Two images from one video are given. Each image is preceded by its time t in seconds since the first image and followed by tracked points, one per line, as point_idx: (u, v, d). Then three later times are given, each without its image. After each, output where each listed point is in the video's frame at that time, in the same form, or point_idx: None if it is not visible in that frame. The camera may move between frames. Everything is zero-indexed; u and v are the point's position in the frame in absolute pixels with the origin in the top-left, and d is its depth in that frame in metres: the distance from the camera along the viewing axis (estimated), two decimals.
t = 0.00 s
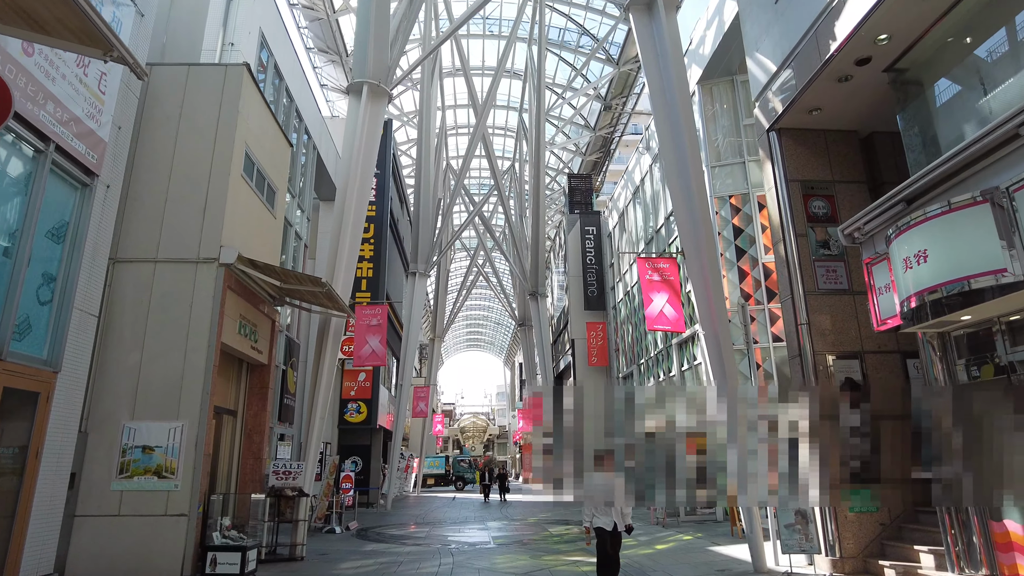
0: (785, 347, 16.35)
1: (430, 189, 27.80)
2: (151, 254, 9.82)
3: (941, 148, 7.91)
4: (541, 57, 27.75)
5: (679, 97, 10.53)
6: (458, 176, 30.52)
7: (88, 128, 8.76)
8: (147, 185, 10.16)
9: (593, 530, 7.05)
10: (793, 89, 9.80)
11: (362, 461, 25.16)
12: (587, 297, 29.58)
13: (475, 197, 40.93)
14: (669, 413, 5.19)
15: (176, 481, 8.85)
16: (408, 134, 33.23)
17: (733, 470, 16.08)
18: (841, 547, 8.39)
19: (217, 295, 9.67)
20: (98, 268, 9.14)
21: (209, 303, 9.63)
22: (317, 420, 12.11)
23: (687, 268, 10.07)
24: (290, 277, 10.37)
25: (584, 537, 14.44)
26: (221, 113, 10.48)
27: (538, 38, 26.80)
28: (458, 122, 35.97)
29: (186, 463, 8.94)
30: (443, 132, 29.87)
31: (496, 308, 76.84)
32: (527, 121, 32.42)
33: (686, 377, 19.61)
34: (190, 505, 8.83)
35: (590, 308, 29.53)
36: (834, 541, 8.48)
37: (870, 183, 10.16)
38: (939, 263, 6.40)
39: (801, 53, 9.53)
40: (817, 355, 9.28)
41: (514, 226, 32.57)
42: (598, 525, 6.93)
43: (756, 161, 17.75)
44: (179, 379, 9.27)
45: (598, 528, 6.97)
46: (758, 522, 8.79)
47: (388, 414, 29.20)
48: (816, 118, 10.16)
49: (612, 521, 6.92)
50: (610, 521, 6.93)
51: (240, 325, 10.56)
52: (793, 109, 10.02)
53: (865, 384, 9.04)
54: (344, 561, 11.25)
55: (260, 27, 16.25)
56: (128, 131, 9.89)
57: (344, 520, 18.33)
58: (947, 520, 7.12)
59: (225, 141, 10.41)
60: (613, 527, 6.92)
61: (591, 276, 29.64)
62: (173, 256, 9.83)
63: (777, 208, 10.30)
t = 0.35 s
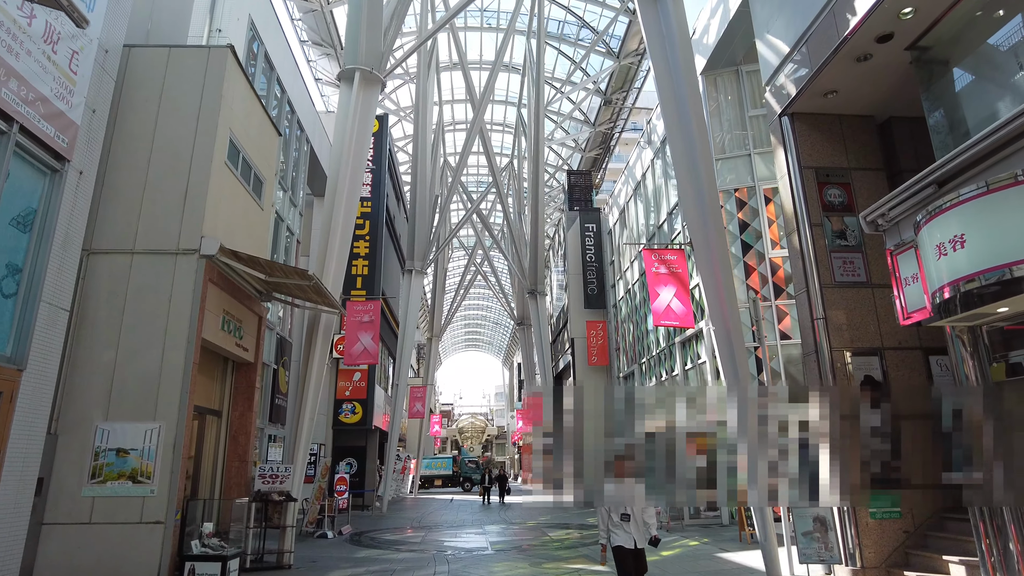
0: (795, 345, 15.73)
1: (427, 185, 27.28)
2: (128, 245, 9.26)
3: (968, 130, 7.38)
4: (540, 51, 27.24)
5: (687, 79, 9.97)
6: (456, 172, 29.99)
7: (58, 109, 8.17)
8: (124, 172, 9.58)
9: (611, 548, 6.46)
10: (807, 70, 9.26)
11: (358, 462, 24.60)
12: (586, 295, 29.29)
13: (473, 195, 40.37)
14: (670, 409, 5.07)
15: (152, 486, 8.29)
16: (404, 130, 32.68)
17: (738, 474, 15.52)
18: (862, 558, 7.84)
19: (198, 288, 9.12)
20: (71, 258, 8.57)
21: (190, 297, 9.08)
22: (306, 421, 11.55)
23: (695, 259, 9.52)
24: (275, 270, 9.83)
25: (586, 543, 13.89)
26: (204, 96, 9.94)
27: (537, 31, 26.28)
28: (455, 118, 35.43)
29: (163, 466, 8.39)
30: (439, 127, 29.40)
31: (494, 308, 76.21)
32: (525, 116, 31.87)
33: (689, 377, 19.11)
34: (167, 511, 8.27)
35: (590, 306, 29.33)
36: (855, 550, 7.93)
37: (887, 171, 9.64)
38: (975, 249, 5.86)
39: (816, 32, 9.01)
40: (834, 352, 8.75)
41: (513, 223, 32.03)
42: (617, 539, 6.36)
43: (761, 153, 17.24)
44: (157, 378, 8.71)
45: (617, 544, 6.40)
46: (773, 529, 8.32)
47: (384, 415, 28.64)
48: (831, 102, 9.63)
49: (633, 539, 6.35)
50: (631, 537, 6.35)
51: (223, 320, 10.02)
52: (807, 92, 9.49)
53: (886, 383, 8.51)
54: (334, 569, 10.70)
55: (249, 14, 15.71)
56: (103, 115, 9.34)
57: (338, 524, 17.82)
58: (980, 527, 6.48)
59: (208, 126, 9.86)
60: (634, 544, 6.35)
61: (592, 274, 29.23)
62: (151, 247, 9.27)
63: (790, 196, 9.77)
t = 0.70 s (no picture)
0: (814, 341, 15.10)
1: (426, 179, 26.76)
2: (107, 229, 8.70)
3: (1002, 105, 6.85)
4: (541, 42, 26.75)
5: (696, 50, 9.05)
6: (455, 166, 29.48)
7: (29, 83, 7.55)
8: (103, 153, 9.03)
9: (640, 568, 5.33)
10: (827, 45, 8.74)
11: (354, 461, 24.09)
12: (588, 291, 29.26)
13: (472, 191, 39.85)
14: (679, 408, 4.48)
15: (129, 485, 7.76)
16: (402, 123, 32.18)
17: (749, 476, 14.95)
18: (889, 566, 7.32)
19: (180, 277, 8.58)
20: (44, 242, 8.02)
21: (171, 285, 8.55)
22: (297, 418, 11.02)
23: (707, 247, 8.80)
24: (263, 258, 9.31)
25: (589, 545, 13.38)
26: (189, 74, 9.41)
27: (538, 22, 25.79)
28: (454, 112, 34.92)
29: (141, 464, 7.85)
30: (439, 121, 28.90)
31: (494, 306, 75.67)
32: (525, 110, 31.37)
33: (695, 374, 18.59)
34: (145, 513, 7.74)
35: (591, 304, 29.21)
36: (882, 557, 7.41)
37: (911, 154, 9.12)
38: None
39: (838, 4, 8.49)
40: (856, 345, 8.21)
41: (513, 218, 31.52)
42: (647, 558, 5.33)
43: (769, 143, 16.73)
44: (136, 370, 8.18)
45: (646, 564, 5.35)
46: (793, 532, 7.74)
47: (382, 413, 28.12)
48: (852, 81, 9.11)
49: (664, 556, 5.34)
50: (662, 556, 5.33)
51: (207, 311, 9.49)
52: (826, 70, 8.96)
53: (912, 378, 7.98)
54: (325, 573, 10.17)
55: None
56: (81, 92, 8.79)
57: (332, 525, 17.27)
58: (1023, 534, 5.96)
59: (193, 105, 9.32)
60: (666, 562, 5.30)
61: (593, 271, 29.19)
62: (131, 231, 8.72)
63: (808, 181, 9.24)
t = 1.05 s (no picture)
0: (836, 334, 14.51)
1: (423, 173, 26.27)
2: (81, 211, 8.17)
3: None
4: (541, 32, 26.23)
5: (705, 20, 8.45)
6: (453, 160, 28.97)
7: None
8: (77, 130, 8.48)
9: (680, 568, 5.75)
10: (845, 16, 8.24)
11: (350, 460, 23.60)
12: (588, 287, 28.79)
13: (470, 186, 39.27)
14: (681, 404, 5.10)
15: (100, 482, 7.24)
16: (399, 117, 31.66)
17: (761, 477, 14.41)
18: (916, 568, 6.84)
19: (159, 260, 8.06)
20: (11, 222, 7.49)
21: (149, 269, 8.03)
22: (285, 412, 10.51)
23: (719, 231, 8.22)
24: (248, 242, 8.81)
25: (591, 546, 12.90)
26: (169, 48, 8.89)
27: (538, 11, 25.27)
28: (453, 105, 34.38)
29: (115, 460, 7.34)
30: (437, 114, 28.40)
31: (492, 304, 75.01)
32: (525, 103, 30.86)
33: (699, 370, 18.13)
34: (119, 512, 7.22)
35: (592, 300, 28.72)
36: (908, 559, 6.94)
37: (933, 132, 8.59)
38: None
39: None
40: (878, 332, 7.71)
41: (512, 213, 30.99)
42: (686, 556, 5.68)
43: (776, 131, 16.23)
44: (110, 359, 7.65)
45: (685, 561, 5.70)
46: (810, 533, 7.28)
47: (378, 411, 27.61)
48: (871, 55, 8.59)
49: (705, 556, 5.63)
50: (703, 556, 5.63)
51: (189, 298, 8.99)
52: (845, 44, 8.44)
53: (938, 368, 7.48)
54: None
55: None
56: (53, 65, 8.26)
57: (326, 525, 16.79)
58: None
59: (174, 81, 8.78)
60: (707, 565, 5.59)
61: (594, 267, 28.67)
62: (107, 213, 8.20)
63: (824, 160, 8.74)
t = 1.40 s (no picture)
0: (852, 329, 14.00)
1: (421, 167, 25.75)
2: (50, 193, 7.62)
3: None
4: (541, 24, 25.76)
5: None
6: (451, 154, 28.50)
7: None
8: (48, 108, 7.92)
9: None
10: None
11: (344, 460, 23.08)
12: (589, 284, 28.28)
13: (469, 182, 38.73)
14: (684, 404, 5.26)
15: (66, 485, 6.69)
16: (396, 111, 31.17)
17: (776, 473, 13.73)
18: None
19: (133, 245, 7.51)
20: None
21: (122, 254, 7.47)
22: (273, 411, 9.97)
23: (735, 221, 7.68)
24: (229, 228, 8.27)
25: (594, 551, 12.37)
26: (146, 19, 8.31)
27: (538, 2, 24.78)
28: (451, 99, 33.87)
29: (83, 462, 6.79)
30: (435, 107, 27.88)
31: (491, 303, 74.40)
32: (524, 97, 30.37)
33: (704, 368, 17.61)
34: (86, 518, 6.67)
35: (593, 297, 28.19)
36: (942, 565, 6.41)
37: (961, 110, 8.02)
38: None
39: None
40: (906, 323, 7.18)
41: (511, 209, 30.48)
42: None
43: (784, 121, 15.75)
44: (78, 350, 7.09)
45: None
46: (834, 539, 6.70)
47: (375, 410, 27.09)
48: (894, 28, 8.05)
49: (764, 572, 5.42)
50: None
51: (167, 289, 8.44)
52: (867, 17, 7.92)
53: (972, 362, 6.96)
54: None
55: None
56: (20, 39, 7.70)
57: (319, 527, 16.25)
58: None
59: (152, 55, 8.19)
60: None
61: (595, 264, 28.14)
62: (78, 195, 7.62)
63: (845, 141, 8.21)
